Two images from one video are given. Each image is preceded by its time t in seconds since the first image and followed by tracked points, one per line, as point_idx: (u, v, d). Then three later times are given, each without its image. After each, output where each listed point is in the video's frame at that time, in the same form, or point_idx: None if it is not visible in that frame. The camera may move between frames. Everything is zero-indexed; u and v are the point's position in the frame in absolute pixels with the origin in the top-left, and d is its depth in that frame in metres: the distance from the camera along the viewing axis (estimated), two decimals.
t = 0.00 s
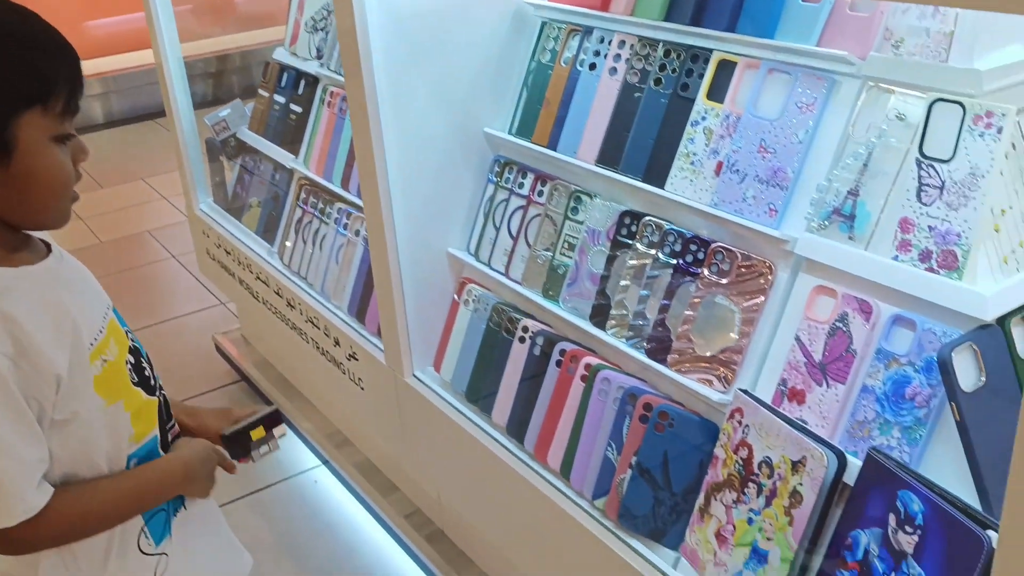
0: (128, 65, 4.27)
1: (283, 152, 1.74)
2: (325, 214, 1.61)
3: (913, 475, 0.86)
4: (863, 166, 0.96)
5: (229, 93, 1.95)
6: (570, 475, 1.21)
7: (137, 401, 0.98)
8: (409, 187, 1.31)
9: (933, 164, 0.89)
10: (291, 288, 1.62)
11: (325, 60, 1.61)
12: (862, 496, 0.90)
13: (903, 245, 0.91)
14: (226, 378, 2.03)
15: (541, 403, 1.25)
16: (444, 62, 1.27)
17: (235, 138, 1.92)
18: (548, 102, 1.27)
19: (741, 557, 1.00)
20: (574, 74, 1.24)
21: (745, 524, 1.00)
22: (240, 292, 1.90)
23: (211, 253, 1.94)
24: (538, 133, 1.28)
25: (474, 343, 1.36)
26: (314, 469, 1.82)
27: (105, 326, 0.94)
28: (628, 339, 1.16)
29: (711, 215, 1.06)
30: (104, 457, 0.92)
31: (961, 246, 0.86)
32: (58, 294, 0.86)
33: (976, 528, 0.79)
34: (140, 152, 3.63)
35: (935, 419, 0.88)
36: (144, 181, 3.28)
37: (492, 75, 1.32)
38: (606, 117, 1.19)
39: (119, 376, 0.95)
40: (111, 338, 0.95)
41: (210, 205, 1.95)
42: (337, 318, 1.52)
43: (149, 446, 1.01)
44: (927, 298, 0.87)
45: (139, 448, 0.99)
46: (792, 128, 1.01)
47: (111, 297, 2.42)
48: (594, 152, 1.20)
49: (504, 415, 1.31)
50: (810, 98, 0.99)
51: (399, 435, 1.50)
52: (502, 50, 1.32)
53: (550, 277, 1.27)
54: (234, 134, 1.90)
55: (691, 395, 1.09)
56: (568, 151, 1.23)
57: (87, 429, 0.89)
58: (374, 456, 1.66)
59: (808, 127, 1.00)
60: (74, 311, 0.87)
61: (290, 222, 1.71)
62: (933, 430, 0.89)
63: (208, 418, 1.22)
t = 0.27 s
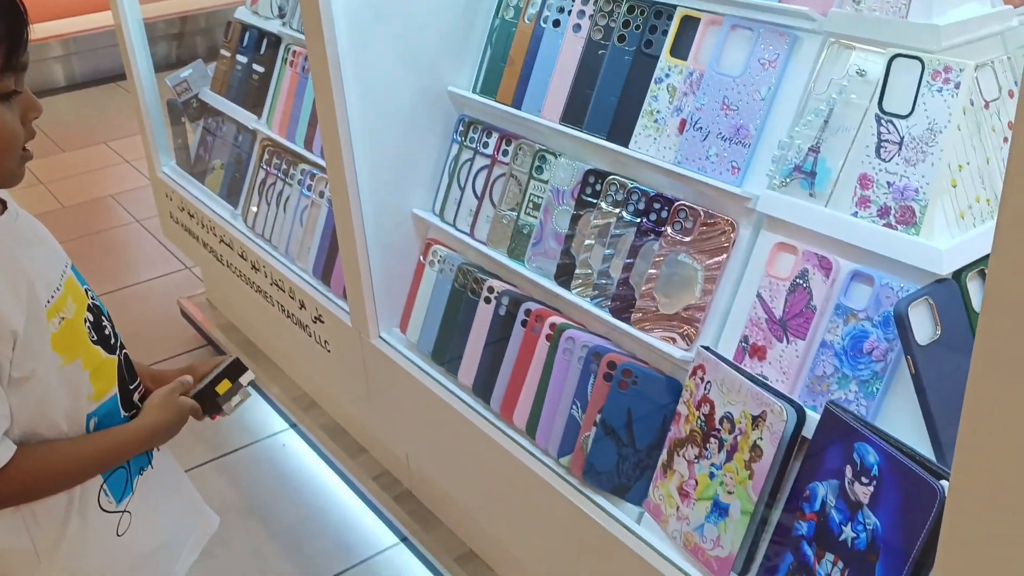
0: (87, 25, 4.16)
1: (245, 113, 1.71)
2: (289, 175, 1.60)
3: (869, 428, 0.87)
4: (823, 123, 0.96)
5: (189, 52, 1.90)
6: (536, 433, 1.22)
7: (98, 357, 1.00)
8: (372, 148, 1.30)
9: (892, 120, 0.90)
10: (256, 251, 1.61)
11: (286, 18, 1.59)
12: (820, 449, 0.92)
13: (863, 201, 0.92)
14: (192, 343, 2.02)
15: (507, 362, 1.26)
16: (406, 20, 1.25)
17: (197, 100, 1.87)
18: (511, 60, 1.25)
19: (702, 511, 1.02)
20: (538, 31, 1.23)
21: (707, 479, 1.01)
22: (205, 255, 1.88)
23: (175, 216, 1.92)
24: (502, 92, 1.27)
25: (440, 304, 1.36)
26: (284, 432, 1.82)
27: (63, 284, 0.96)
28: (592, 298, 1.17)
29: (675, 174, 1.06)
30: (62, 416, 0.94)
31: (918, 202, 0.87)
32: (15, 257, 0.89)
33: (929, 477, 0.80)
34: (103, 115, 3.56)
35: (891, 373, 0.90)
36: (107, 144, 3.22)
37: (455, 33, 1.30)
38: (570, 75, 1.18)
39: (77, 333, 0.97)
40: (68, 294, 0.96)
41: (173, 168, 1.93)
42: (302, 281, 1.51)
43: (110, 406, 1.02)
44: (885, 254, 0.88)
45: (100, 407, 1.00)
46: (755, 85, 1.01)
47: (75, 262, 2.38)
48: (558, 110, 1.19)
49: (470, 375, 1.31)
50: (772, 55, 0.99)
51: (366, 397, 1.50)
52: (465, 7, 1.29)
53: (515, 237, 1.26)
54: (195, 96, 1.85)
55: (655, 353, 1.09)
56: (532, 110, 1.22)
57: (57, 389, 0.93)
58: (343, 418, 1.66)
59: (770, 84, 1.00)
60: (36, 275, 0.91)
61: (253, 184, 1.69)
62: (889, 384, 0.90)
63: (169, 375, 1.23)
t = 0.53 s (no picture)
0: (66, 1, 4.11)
1: (225, 90, 1.70)
2: (269, 152, 1.59)
3: (841, 401, 0.88)
4: (800, 98, 0.96)
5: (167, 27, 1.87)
6: (515, 409, 1.22)
7: (76, 334, 1.00)
8: (352, 124, 1.29)
9: (868, 95, 0.90)
10: (236, 229, 1.60)
11: None
12: (793, 422, 0.93)
13: (838, 176, 0.92)
14: (174, 322, 2.01)
15: (486, 339, 1.26)
16: None
17: (176, 76, 1.85)
18: (491, 35, 1.25)
19: (678, 485, 1.03)
20: (517, 6, 1.22)
21: (683, 453, 1.02)
22: (186, 234, 1.87)
23: (155, 194, 1.91)
24: (482, 68, 1.26)
25: (420, 281, 1.36)
26: (266, 410, 1.82)
27: (41, 259, 0.96)
28: (571, 275, 1.17)
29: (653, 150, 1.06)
30: (36, 393, 0.93)
31: (892, 176, 0.88)
32: None
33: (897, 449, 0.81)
34: (83, 93, 3.52)
35: (864, 346, 0.91)
36: (87, 122, 3.19)
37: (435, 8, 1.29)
38: (549, 51, 1.18)
39: (54, 309, 0.96)
40: (45, 270, 0.96)
41: (152, 145, 1.91)
42: (283, 259, 1.51)
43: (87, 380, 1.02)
44: (857, 228, 0.89)
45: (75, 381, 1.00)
46: (733, 60, 1.01)
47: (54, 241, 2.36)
48: (537, 86, 1.19)
49: (450, 352, 1.31)
50: (750, 31, 0.99)
51: (347, 375, 1.50)
52: None
53: (495, 214, 1.26)
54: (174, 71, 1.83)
55: (633, 329, 1.10)
56: (512, 86, 1.22)
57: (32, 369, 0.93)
58: (324, 396, 1.66)
59: (747, 60, 1.00)
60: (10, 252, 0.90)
61: (233, 161, 1.68)
62: (862, 358, 0.91)
63: (147, 354, 1.23)
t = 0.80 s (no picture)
0: None
1: (211, 80, 1.72)
2: (253, 142, 1.61)
3: (801, 388, 0.90)
4: (765, 90, 0.97)
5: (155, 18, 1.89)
6: (490, 396, 1.25)
7: (58, 320, 1.02)
8: (332, 115, 1.31)
9: (830, 88, 0.91)
10: (222, 219, 1.63)
11: None
12: (755, 408, 0.95)
13: (800, 168, 0.93)
14: (163, 310, 2.03)
15: (463, 328, 1.28)
16: None
17: (164, 67, 1.87)
18: (469, 28, 1.26)
19: (645, 470, 1.05)
20: None
21: (650, 438, 1.05)
22: (174, 223, 1.90)
23: (143, 184, 1.93)
24: (460, 60, 1.28)
25: (400, 271, 1.38)
26: (252, 398, 1.84)
27: (21, 247, 0.98)
28: (545, 265, 1.20)
29: (624, 142, 1.08)
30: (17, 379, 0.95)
31: (852, 168, 0.89)
32: None
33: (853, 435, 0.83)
34: (77, 82, 3.54)
35: (824, 335, 0.92)
36: (80, 112, 3.21)
37: None
38: (524, 43, 1.19)
39: (36, 296, 0.98)
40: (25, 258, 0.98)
41: (141, 135, 1.94)
42: (267, 248, 1.53)
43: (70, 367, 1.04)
44: (823, 221, 0.90)
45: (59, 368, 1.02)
46: (701, 53, 1.02)
47: (46, 230, 2.39)
48: (513, 78, 1.21)
49: (428, 340, 1.34)
50: (718, 24, 1.01)
51: (329, 363, 1.52)
52: None
53: (471, 204, 1.28)
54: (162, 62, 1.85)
55: (602, 318, 1.12)
56: (488, 78, 1.24)
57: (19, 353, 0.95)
58: (309, 384, 1.69)
59: (716, 53, 1.01)
60: None
61: (219, 152, 1.69)
62: (821, 347, 0.93)
63: (128, 345, 1.24)
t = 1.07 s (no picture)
0: None
1: (201, 73, 1.73)
2: (242, 136, 1.62)
3: (773, 381, 0.90)
4: (740, 86, 0.98)
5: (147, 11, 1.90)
6: (472, 388, 1.26)
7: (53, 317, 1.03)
8: (317, 108, 1.32)
9: (803, 83, 0.92)
10: (212, 213, 1.65)
11: None
12: (729, 400, 0.96)
13: (774, 162, 0.94)
14: (155, 302, 2.05)
15: (446, 320, 1.30)
16: None
17: (154, 60, 1.88)
18: (452, 22, 1.27)
19: (622, 461, 1.06)
20: None
21: (627, 430, 1.06)
22: (165, 216, 1.92)
23: (134, 177, 1.96)
24: (443, 54, 1.29)
25: (385, 263, 1.39)
26: (243, 389, 1.85)
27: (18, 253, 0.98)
28: (527, 258, 1.21)
29: (603, 136, 1.08)
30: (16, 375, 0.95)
31: (824, 163, 0.89)
32: None
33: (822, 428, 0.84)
34: (72, 75, 3.54)
35: (797, 328, 0.93)
36: (75, 105, 3.21)
37: None
38: (506, 38, 1.21)
39: (33, 293, 0.99)
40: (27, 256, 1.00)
41: (133, 128, 1.96)
42: (256, 242, 1.55)
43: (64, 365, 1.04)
44: (797, 216, 0.90)
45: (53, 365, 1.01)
46: (678, 49, 1.03)
47: (39, 223, 2.39)
48: (495, 73, 1.22)
49: (412, 332, 1.35)
50: (694, 20, 1.02)
51: (319, 354, 1.54)
52: None
53: (454, 197, 1.30)
54: (152, 55, 1.85)
55: (581, 310, 1.14)
56: (471, 72, 1.25)
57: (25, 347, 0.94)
58: (298, 375, 1.70)
59: (692, 49, 1.02)
60: None
61: (208, 145, 1.70)
62: (794, 340, 0.93)
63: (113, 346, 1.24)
